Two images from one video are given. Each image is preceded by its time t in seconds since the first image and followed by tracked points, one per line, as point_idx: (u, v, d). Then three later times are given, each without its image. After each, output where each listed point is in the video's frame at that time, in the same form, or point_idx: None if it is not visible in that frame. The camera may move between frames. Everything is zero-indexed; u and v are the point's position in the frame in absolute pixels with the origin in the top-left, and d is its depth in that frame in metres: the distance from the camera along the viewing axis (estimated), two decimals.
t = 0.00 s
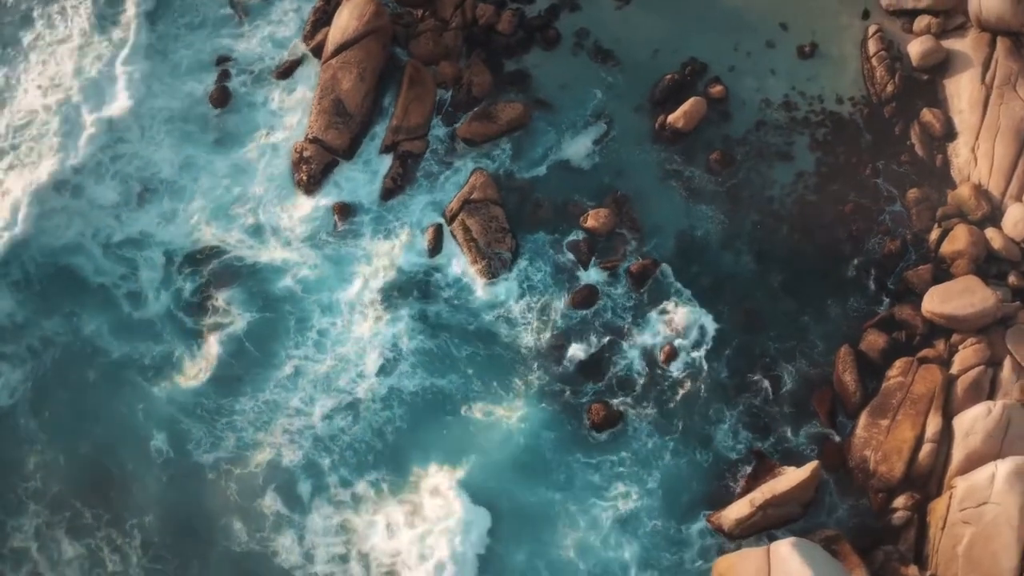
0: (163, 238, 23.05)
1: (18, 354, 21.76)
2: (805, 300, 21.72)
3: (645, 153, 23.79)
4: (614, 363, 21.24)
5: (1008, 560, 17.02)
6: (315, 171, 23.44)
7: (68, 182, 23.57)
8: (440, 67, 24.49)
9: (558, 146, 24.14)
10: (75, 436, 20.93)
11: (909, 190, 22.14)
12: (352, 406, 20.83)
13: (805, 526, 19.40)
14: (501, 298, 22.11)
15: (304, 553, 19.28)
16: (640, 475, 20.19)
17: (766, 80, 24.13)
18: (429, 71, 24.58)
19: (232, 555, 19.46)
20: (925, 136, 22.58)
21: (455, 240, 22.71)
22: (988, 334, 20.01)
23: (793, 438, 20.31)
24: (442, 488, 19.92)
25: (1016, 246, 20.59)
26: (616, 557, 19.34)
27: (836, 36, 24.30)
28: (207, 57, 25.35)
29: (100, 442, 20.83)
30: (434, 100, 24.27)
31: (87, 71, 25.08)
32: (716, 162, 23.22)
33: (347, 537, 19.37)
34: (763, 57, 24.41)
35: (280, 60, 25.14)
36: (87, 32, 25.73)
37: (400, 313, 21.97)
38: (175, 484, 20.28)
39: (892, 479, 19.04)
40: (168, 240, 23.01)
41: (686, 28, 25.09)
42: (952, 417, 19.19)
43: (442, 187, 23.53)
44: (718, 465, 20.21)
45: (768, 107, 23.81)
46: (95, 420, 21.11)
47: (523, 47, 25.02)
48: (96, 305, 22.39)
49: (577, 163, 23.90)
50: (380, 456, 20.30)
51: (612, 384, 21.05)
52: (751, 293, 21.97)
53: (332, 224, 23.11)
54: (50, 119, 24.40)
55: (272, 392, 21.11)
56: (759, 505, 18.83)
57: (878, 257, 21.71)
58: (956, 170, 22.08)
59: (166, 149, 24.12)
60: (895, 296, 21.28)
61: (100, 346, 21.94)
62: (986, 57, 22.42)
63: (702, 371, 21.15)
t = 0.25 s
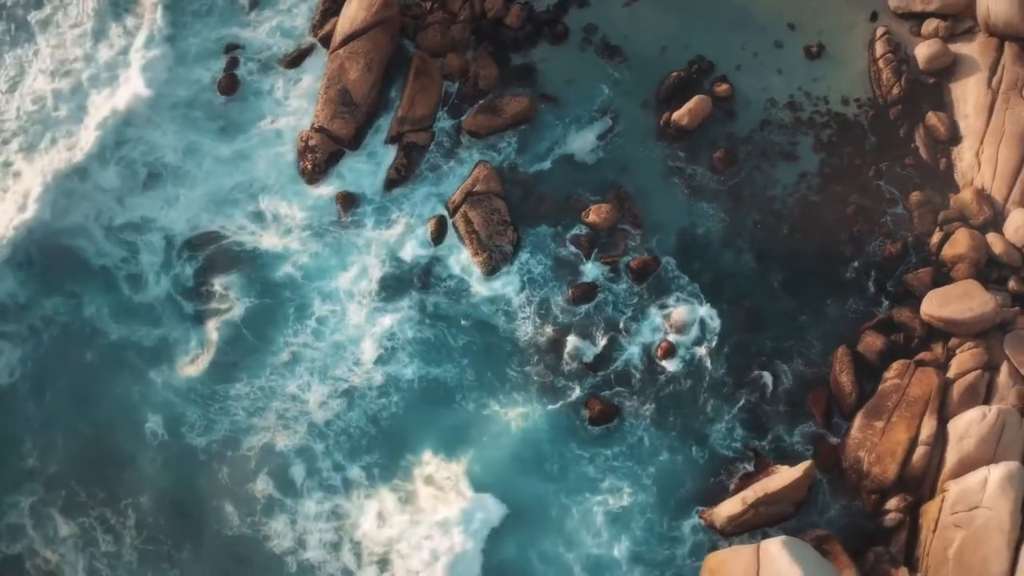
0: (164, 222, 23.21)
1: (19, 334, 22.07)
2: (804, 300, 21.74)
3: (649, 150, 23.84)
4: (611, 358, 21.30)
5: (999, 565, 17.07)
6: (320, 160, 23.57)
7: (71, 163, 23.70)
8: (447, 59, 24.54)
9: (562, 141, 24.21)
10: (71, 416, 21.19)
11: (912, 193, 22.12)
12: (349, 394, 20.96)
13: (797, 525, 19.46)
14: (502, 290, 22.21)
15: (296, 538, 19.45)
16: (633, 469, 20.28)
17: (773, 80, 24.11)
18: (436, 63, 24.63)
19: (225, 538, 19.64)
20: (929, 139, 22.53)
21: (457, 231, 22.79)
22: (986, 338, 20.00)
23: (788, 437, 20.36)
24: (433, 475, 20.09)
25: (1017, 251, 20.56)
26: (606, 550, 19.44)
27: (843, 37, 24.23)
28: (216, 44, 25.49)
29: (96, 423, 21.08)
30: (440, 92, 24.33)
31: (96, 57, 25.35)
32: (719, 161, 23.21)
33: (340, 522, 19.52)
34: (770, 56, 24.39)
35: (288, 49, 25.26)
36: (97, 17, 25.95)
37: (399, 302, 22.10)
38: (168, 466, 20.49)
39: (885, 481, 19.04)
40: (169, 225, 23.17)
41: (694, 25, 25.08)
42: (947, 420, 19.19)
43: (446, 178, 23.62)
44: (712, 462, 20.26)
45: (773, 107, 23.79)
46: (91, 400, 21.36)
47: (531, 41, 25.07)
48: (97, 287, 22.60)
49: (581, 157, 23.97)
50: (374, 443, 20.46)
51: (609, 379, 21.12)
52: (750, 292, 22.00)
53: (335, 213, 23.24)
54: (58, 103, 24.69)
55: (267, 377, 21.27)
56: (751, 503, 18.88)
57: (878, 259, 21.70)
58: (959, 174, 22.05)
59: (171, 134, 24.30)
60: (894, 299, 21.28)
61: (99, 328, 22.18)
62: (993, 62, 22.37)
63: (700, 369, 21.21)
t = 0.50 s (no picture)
0: (166, 207, 23.38)
1: (21, 313, 22.34)
2: (803, 300, 21.76)
3: (652, 146, 23.88)
4: (608, 353, 21.36)
5: (988, 569, 17.05)
6: (325, 149, 23.69)
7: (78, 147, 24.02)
8: (454, 52, 24.55)
9: (567, 135, 24.26)
10: (69, 398, 21.48)
11: (914, 196, 22.10)
12: (345, 380, 21.11)
13: (788, 524, 19.50)
14: (501, 282, 22.29)
15: (289, 522, 19.60)
16: (626, 463, 20.36)
17: (779, 79, 24.09)
18: (443, 55, 24.66)
19: (217, 520, 19.81)
20: (933, 142, 22.48)
21: (459, 223, 22.87)
22: (984, 343, 19.99)
23: (783, 435, 20.40)
24: (425, 461, 20.24)
25: (1017, 257, 20.52)
26: (596, 542, 19.54)
27: (851, 39, 24.19)
28: (224, 32, 25.64)
29: (93, 405, 21.35)
30: (446, 84, 24.37)
31: (106, 44, 25.63)
32: (723, 159, 23.21)
33: (331, 508, 19.67)
34: (776, 56, 24.37)
35: (297, 38, 25.37)
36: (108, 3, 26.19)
37: (397, 292, 22.22)
38: (162, 448, 20.69)
39: (878, 482, 19.06)
40: (170, 209, 23.34)
41: (701, 23, 25.08)
42: (941, 423, 19.20)
43: (449, 170, 23.71)
44: (706, 459, 20.32)
45: (779, 106, 23.77)
46: (88, 381, 21.64)
47: (538, 35, 25.11)
48: (98, 269, 22.80)
49: (585, 152, 24.02)
50: (368, 429, 20.61)
51: (605, 374, 21.16)
52: (749, 290, 22.03)
53: (338, 202, 23.37)
54: (67, 88, 25.00)
55: (263, 362, 21.44)
56: (743, 501, 18.97)
57: (878, 261, 21.67)
58: (962, 178, 22.02)
59: (176, 119, 24.48)
60: (893, 301, 21.29)
61: (99, 309, 22.40)
62: (999, 67, 22.30)
63: (696, 366, 21.27)
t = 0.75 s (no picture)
0: (169, 191, 23.54)
1: (23, 293, 22.56)
2: (803, 300, 21.77)
3: (656, 143, 23.91)
4: (605, 348, 21.42)
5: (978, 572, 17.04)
6: (330, 138, 23.83)
7: (86, 132, 24.31)
8: (461, 44, 24.60)
9: (571, 130, 24.31)
10: (67, 378, 21.70)
11: (916, 199, 22.08)
12: (341, 366, 21.25)
13: (780, 522, 19.55)
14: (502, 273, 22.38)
15: (282, 507, 19.77)
16: (619, 457, 20.43)
17: (785, 79, 24.06)
18: (451, 47, 24.70)
19: (210, 502, 19.97)
20: (938, 146, 22.44)
21: (461, 214, 22.95)
22: (981, 347, 19.98)
23: (778, 434, 20.43)
24: (419, 447, 20.38)
25: (1018, 262, 20.48)
26: (587, 534, 19.64)
27: (858, 40, 24.15)
28: (232, 19, 25.75)
29: (89, 386, 21.55)
30: (452, 76, 24.42)
31: (116, 28, 25.82)
32: (726, 157, 23.25)
33: (324, 493, 19.83)
34: (783, 56, 24.33)
35: (305, 27, 25.44)
36: None
37: (394, 281, 22.33)
38: (157, 430, 20.86)
39: (870, 483, 19.09)
40: (172, 194, 23.50)
41: (709, 21, 25.06)
42: (936, 426, 19.20)
43: (452, 162, 23.78)
44: (700, 455, 20.37)
45: (784, 106, 23.74)
46: (85, 362, 21.85)
47: (546, 29, 25.13)
48: (100, 251, 22.97)
49: (589, 147, 24.07)
50: (363, 414, 20.75)
51: (602, 369, 21.21)
52: (749, 288, 22.03)
53: (341, 191, 23.48)
54: (77, 72, 25.24)
55: (259, 346, 21.59)
56: (735, 498, 19.04)
57: (879, 263, 21.67)
58: (965, 182, 21.99)
59: (182, 104, 24.63)
60: (892, 303, 21.28)
61: (99, 291, 22.59)
62: (1006, 72, 22.19)
63: (693, 363, 21.32)
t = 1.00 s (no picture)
0: (172, 176, 23.75)
1: (27, 273, 22.77)
2: (802, 300, 21.78)
3: (660, 140, 23.94)
4: (602, 343, 21.49)
5: None
6: (336, 127, 23.93)
7: (95, 115, 24.56)
8: (468, 37, 24.65)
9: (576, 125, 24.37)
10: (65, 358, 21.90)
11: (918, 202, 22.07)
12: (336, 351, 21.42)
13: (772, 520, 19.59)
14: (501, 265, 22.46)
15: (276, 491, 19.95)
16: (613, 450, 20.51)
17: (791, 79, 24.04)
18: (458, 40, 24.75)
19: (204, 484, 20.15)
20: (941, 149, 22.40)
21: (463, 206, 23.04)
22: (979, 351, 19.98)
23: (773, 432, 20.47)
24: (412, 433, 20.54)
25: (1018, 267, 20.45)
26: (578, 526, 19.74)
27: (865, 42, 24.11)
28: (242, 6, 25.89)
29: (87, 366, 21.74)
30: (459, 69, 24.48)
31: (126, 13, 26.00)
32: (729, 155, 23.27)
33: (317, 478, 19.99)
34: (790, 55, 24.31)
35: (313, 17, 25.54)
36: None
37: (393, 270, 22.44)
38: (153, 412, 21.05)
39: (863, 484, 19.12)
40: (175, 179, 23.70)
41: (717, 19, 25.05)
42: (931, 429, 19.21)
43: (456, 154, 23.88)
44: (694, 451, 20.43)
45: (789, 106, 23.72)
46: (83, 342, 22.05)
47: (553, 24, 25.17)
48: (103, 233, 23.15)
49: (593, 142, 24.12)
50: (357, 399, 20.89)
51: (598, 363, 21.29)
52: (748, 287, 22.05)
53: (345, 180, 23.60)
54: (88, 56, 25.46)
55: (254, 330, 21.76)
56: (727, 495, 19.08)
57: (879, 265, 21.67)
58: (968, 186, 21.96)
59: (188, 90, 24.80)
60: (891, 305, 21.28)
61: (101, 273, 22.79)
62: (1013, 76, 22.07)
63: (690, 360, 21.37)
